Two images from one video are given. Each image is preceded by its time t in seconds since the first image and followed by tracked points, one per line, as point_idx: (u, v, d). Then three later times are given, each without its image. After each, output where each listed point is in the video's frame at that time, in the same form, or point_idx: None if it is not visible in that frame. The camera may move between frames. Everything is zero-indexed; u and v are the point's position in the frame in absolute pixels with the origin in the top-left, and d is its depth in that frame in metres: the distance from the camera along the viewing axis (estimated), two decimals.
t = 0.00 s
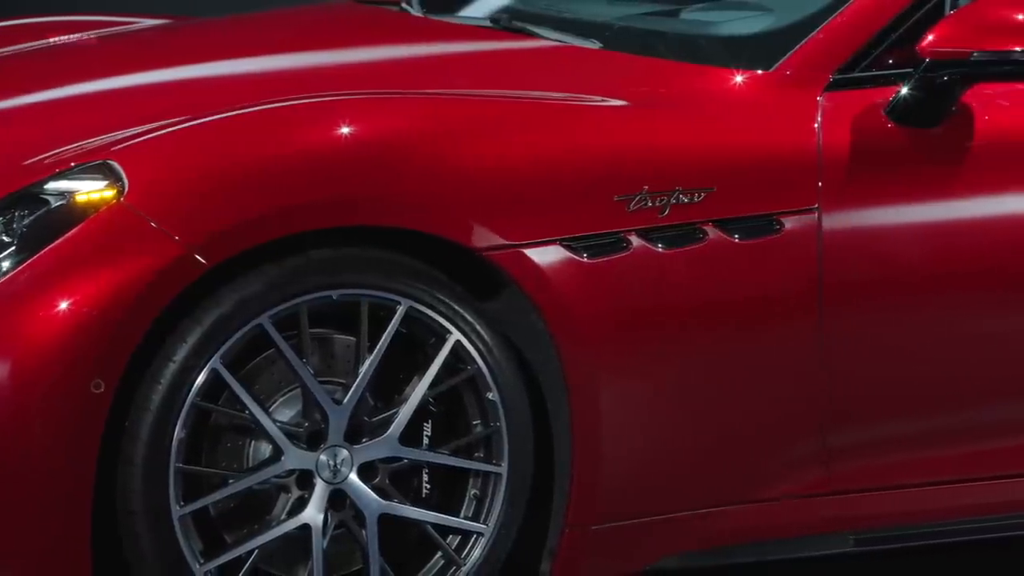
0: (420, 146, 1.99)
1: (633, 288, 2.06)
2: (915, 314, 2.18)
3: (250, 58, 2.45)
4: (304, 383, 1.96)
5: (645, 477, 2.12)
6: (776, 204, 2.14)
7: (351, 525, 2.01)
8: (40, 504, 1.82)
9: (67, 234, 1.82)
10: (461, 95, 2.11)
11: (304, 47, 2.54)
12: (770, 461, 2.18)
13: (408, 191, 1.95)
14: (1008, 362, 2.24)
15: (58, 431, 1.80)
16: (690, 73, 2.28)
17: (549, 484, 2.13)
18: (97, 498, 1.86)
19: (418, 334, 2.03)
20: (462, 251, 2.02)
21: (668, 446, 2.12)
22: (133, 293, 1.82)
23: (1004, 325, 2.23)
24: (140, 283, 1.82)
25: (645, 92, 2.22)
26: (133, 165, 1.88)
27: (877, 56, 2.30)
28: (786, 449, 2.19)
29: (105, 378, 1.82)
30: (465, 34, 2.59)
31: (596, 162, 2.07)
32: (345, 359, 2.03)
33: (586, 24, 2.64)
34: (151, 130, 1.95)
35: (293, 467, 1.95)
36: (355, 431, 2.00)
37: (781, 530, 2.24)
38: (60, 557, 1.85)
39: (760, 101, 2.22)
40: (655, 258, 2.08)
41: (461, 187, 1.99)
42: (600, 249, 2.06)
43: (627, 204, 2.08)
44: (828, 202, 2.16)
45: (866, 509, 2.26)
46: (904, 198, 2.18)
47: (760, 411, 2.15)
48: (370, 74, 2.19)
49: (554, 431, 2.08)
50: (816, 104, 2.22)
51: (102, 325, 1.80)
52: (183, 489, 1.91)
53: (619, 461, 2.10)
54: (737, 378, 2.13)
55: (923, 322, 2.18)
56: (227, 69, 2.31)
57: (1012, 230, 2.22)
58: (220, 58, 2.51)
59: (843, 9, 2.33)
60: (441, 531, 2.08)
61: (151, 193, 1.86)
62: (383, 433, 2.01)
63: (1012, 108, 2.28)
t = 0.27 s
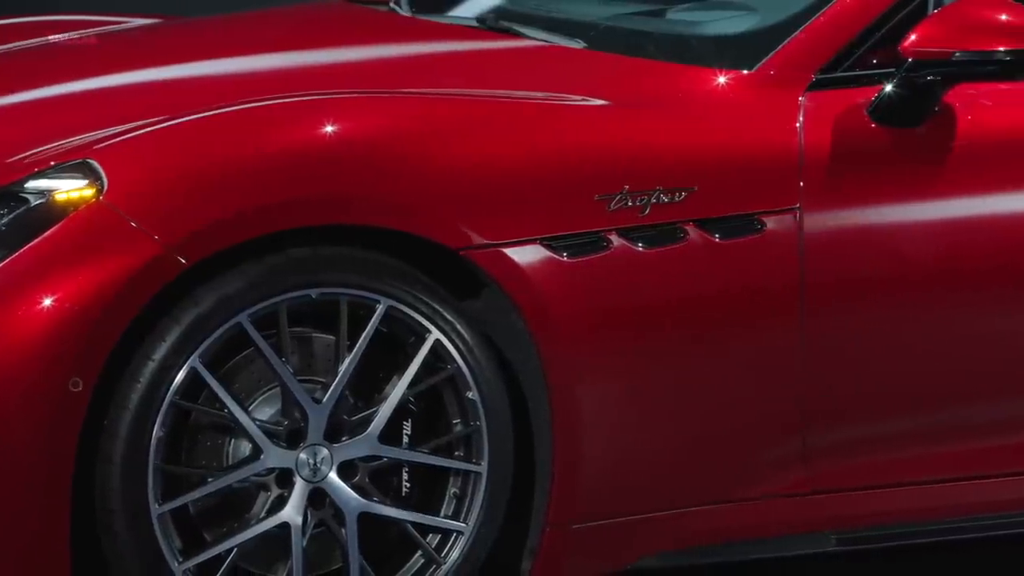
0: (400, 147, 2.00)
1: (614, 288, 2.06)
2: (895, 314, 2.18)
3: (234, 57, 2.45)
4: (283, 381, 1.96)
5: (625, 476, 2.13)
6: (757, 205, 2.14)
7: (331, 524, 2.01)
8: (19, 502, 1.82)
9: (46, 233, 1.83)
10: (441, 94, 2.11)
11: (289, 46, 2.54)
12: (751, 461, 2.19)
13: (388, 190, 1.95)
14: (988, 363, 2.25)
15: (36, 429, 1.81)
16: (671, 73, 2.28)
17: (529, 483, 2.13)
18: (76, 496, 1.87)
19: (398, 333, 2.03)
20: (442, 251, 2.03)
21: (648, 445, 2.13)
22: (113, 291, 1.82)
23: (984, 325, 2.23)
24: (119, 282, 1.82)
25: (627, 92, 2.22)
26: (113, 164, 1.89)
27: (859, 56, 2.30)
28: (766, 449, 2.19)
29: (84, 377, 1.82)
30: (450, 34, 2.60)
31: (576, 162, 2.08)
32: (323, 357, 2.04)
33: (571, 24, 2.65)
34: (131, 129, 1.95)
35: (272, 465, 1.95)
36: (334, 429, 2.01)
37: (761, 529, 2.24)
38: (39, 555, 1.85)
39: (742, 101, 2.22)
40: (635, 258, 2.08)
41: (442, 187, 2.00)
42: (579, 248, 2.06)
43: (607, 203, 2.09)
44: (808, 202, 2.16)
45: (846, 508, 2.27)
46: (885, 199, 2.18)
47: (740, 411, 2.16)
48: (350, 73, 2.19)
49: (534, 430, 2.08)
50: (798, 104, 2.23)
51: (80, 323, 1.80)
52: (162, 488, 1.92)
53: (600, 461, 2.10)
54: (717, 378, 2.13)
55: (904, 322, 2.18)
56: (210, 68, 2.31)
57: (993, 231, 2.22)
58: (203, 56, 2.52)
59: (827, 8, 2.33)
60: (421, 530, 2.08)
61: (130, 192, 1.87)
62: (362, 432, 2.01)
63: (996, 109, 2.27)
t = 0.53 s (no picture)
0: (381, 147, 2.00)
1: (596, 288, 2.07)
2: (878, 313, 2.18)
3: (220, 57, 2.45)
4: (263, 380, 1.97)
5: (607, 475, 2.13)
6: (739, 205, 2.14)
7: (311, 523, 2.02)
8: None
9: (27, 232, 1.83)
10: (424, 94, 2.11)
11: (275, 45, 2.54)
12: (733, 461, 2.19)
13: (369, 190, 1.95)
14: (971, 363, 2.25)
15: (15, 427, 1.81)
16: (655, 73, 2.28)
17: (511, 483, 2.13)
18: (56, 495, 1.87)
19: (380, 332, 2.04)
20: (423, 251, 2.03)
21: (630, 445, 2.13)
22: (94, 290, 1.82)
23: (967, 325, 2.23)
24: (99, 281, 1.83)
25: (610, 92, 2.22)
26: (94, 163, 1.89)
27: (844, 55, 2.30)
28: (749, 448, 2.19)
29: (63, 375, 1.82)
30: (436, 34, 2.60)
31: (558, 162, 2.08)
32: (304, 356, 2.04)
33: (558, 24, 2.65)
34: (113, 129, 1.95)
35: (253, 464, 1.96)
36: (315, 428, 2.01)
37: (744, 528, 2.25)
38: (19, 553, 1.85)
39: (725, 101, 2.22)
40: (616, 258, 2.08)
41: (424, 187, 2.00)
42: (561, 247, 2.06)
43: (589, 203, 2.09)
44: (791, 203, 2.16)
45: (829, 508, 2.27)
46: (868, 199, 2.18)
47: (723, 410, 2.16)
48: (333, 73, 2.19)
49: (516, 429, 2.09)
50: (781, 105, 2.22)
51: (60, 322, 1.81)
52: (142, 487, 1.92)
53: (581, 460, 2.10)
54: (700, 378, 2.14)
55: (886, 322, 2.19)
56: (194, 68, 2.32)
57: (977, 231, 2.22)
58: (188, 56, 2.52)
59: (813, 7, 2.33)
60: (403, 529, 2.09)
61: (110, 191, 1.87)
62: (343, 431, 2.02)
63: (980, 108, 2.28)
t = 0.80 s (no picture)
0: (362, 147, 2.00)
1: (578, 287, 2.07)
2: (861, 313, 2.18)
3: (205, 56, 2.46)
4: (244, 380, 1.98)
5: (589, 474, 2.13)
6: (721, 205, 2.14)
7: (292, 522, 2.03)
8: None
9: (8, 231, 1.83)
10: (406, 93, 2.11)
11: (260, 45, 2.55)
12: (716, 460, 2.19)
13: (351, 189, 1.96)
14: (953, 363, 2.25)
15: None
16: (638, 73, 2.28)
17: (492, 482, 2.13)
18: (36, 494, 1.87)
19: (361, 332, 2.05)
20: (404, 250, 2.03)
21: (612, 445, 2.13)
22: (74, 289, 1.83)
23: (949, 326, 2.23)
24: (80, 279, 1.83)
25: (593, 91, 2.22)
26: (75, 163, 1.89)
27: (828, 55, 2.31)
28: (732, 449, 2.19)
29: (44, 373, 1.82)
30: (421, 34, 2.60)
31: (540, 162, 2.08)
32: (285, 354, 2.05)
33: (545, 24, 2.65)
34: (94, 129, 1.96)
35: (234, 463, 1.97)
36: (296, 427, 2.03)
37: (726, 528, 2.25)
38: None
39: (708, 100, 2.22)
40: (598, 257, 2.08)
41: (405, 186, 2.00)
42: (542, 246, 2.07)
43: (570, 203, 2.09)
44: (773, 202, 2.16)
45: (812, 508, 2.27)
46: (851, 199, 2.18)
47: (706, 410, 2.16)
48: (315, 72, 2.19)
49: (498, 427, 2.08)
50: (764, 105, 2.23)
51: (40, 320, 1.81)
52: (123, 485, 1.93)
53: (563, 459, 2.11)
54: (682, 378, 2.14)
55: (869, 322, 2.19)
56: (178, 67, 2.32)
57: (960, 232, 2.22)
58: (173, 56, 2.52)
59: (798, 7, 2.33)
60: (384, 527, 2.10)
61: (91, 190, 1.87)
62: (324, 430, 2.03)
63: (962, 107, 2.29)
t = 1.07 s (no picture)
0: (341, 147, 2.00)
1: (559, 287, 2.07)
2: (842, 314, 2.18)
3: (190, 56, 2.47)
4: (224, 379, 1.99)
5: (570, 474, 2.13)
6: (702, 205, 2.14)
7: (272, 521, 2.03)
8: None
9: None
10: (387, 93, 2.11)
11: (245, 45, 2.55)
12: (697, 460, 2.19)
13: (331, 189, 1.96)
14: (936, 364, 2.25)
15: None
16: (621, 73, 2.28)
17: (472, 481, 2.14)
18: (15, 493, 1.87)
19: (341, 331, 2.05)
20: (383, 250, 2.03)
21: (592, 445, 2.13)
22: (53, 288, 1.83)
23: (939, 326, 2.24)
24: (58, 278, 1.83)
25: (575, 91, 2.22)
26: (55, 162, 1.90)
27: (811, 55, 2.31)
28: (713, 449, 2.19)
29: (22, 372, 1.83)
30: (407, 34, 2.60)
31: (520, 162, 2.08)
32: (264, 354, 2.06)
33: (531, 24, 2.65)
34: (76, 129, 1.97)
35: (213, 462, 1.98)
36: (277, 426, 2.03)
37: (708, 528, 2.25)
38: None
39: (690, 100, 2.22)
40: (578, 258, 2.08)
41: (385, 186, 2.00)
42: (522, 246, 2.07)
43: (551, 202, 2.09)
44: (754, 202, 2.16)
45: (794, 508, 2.27)
46: (833, 200, 2.18)
47: (686, 411, 2.16)
48: (296, 70, 2.19)
49: (477, 428, 2.09)
50: (746, 105, 2.23)
51: (18, 319, 1.81)
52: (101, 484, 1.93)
53: (543, 459, 2.11)
54: (663, 378, 2.14)
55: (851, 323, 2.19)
56: (162, 67, 2.32)
57: (942, 233, 2.22)
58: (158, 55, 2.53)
59: (781, 7, 2.33)
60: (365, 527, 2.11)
61: (70, 190, 1.88)
62: (304, 429, 2.04)
63: (947, 108, 2.29)
